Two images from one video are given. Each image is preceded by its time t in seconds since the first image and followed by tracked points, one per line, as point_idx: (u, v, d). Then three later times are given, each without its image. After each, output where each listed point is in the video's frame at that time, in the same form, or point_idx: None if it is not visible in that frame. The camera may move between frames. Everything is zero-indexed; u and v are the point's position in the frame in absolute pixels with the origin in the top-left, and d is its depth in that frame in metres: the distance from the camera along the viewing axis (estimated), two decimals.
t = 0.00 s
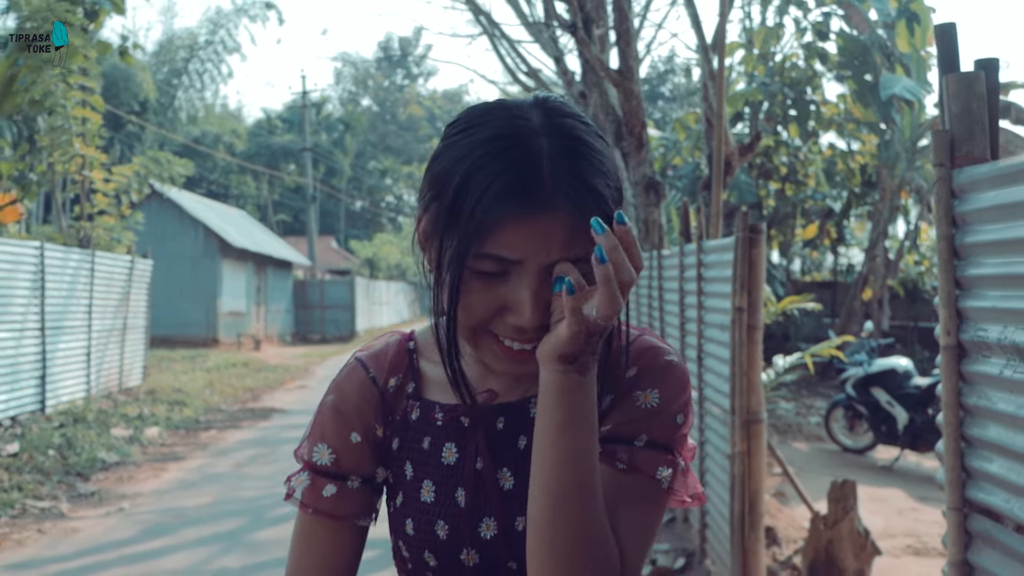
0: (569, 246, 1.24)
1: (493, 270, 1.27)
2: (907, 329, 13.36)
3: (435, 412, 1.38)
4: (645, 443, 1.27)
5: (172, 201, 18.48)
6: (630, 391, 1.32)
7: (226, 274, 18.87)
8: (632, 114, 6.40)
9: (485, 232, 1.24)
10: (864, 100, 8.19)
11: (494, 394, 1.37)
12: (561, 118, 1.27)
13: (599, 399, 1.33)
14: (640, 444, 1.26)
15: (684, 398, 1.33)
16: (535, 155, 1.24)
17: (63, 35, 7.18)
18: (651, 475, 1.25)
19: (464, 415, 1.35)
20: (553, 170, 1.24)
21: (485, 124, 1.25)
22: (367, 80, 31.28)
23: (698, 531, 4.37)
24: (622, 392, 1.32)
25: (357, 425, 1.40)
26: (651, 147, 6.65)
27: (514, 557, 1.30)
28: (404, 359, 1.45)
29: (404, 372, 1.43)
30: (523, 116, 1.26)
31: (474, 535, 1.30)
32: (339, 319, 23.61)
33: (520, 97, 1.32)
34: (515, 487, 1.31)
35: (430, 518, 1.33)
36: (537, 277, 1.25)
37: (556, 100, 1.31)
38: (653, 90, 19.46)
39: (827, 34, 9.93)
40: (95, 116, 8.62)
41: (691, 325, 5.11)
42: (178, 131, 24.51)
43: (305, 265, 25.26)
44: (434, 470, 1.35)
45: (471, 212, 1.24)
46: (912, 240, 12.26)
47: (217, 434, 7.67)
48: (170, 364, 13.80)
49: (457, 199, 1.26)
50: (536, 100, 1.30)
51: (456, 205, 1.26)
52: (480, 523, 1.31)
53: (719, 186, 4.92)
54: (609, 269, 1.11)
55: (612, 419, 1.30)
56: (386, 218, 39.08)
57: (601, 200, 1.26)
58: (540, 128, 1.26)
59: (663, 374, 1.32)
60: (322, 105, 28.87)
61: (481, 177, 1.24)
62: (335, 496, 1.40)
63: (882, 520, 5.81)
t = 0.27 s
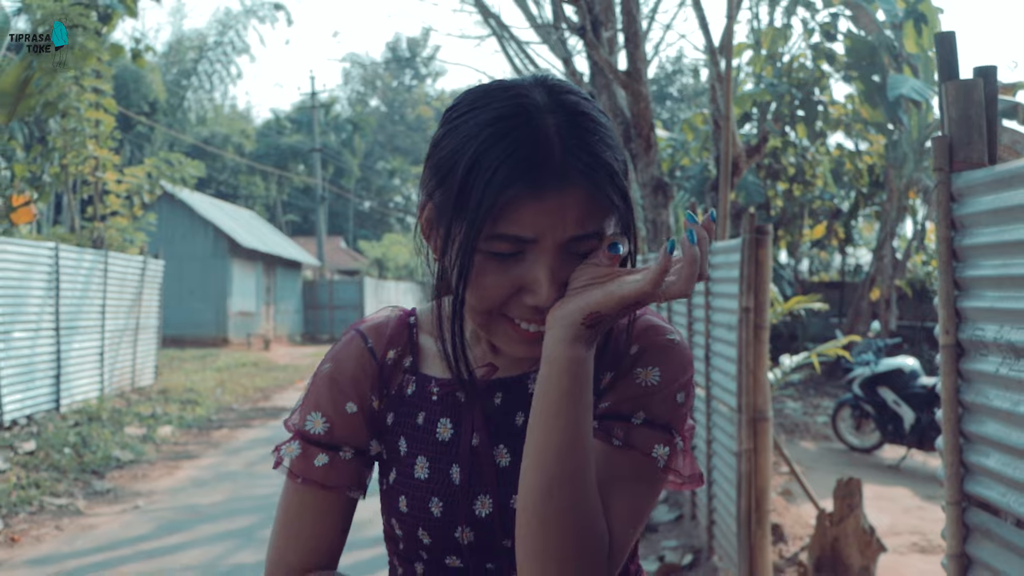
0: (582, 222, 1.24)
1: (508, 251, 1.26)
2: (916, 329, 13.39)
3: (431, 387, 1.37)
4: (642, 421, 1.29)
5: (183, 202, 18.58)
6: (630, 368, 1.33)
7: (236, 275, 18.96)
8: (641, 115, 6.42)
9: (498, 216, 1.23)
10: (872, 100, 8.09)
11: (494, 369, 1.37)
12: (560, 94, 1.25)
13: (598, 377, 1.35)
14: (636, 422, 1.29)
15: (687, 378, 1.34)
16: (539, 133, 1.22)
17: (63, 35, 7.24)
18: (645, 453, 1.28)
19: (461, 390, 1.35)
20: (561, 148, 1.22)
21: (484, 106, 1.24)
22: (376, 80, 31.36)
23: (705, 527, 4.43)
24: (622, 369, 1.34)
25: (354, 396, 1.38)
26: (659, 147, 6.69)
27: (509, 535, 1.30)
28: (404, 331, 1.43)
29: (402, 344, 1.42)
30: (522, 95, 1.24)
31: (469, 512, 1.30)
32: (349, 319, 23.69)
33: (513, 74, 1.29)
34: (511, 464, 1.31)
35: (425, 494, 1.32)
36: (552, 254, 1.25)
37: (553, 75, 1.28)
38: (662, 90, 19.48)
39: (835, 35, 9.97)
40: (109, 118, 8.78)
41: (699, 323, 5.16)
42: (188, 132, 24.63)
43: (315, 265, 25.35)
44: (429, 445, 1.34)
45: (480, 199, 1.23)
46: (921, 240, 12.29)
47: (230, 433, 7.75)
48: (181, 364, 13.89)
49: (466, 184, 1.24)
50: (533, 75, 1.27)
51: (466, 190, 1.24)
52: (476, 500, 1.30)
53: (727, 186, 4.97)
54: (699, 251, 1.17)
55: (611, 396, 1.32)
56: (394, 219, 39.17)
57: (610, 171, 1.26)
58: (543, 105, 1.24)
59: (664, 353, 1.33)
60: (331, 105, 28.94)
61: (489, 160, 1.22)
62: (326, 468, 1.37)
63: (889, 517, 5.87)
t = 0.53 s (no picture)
0: (608, 233, 1.30)
1: (537, 268, 1.31)
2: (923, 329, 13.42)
3: (440, 390, 1.39)
4: (652, 421, 1.40)
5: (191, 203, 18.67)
6: (641, 370, 1.42)
7: (244, 275, 19.05)
8: (648, 118, 6.45)
9: (529, 236, 1.28)
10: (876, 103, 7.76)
11: (511, 371, 1.40)
12: (576, 112, 1.31)
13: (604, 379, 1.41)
14: (646, 422, 1.40)
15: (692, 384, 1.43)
16: (565, 152, 1.27)
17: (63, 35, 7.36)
18: (650, 452, 1.39)
19: (472, 394, 1.37)
20: (587, 164, 1.28)
21: (507, 127, 1.28)
22: (383, 80, 31.41)
23: (711, 524, 4.50)
24: (633, 372, 1.42)
25: (366, 399, 1.39)
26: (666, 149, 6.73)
27: (521, 535, 1.35)
28: (412, 334, 1.44)
29: (412, 347, 1.43)
30: (542, 115, 1.29)
31: (481, 513, 1.33)
32: (356, 319, 23.78)
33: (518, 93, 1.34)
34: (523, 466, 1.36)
35: (436, 497, 1.35)
36: (581, 268, 1.31)
37: (563, 92, 1.34)
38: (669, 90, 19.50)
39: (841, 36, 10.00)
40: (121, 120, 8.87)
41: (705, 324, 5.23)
42: (196, 132, 24.72)
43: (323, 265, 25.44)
44: (440, 449, 1.37)
45: (511, 220, 1.27)
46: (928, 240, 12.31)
47: (241, 432, 7.84)
48: (190, 364, 13.97)
49: (495, 206, 1.28)
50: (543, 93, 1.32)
51: (494, 212, 1.28)
52: (488, 502, 1.34)
53: (733, 188, 5.05)
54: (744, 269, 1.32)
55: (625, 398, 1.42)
56: (401, 219, 39.25)
57: (629, 181, 1.32)
58: (561, 123, 1.29)
59: (674, 354, 1.43)
60: (339, 106, 29.00)
61: (515, 182, 1.27)
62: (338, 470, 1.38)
63: (893, 515, 5.93)
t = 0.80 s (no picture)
0: (639, 256, 1.31)
1: (569, 295, 1.30)
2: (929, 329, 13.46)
3: (458, 397, 1.41)
4: (666, 422, 1.48)
5: (199, 203, 18.77)
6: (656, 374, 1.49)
7: (252, 276, 19.14)
8: (653, 120, 6.24)
9: (565, 265, 1.27)
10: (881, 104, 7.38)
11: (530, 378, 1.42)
12: (599, 136, 1.31)
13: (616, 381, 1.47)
14: (661, 423, 1.47)
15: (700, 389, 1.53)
16: (594, 180, 1.27)
17: (64, 34, 7.43)
18: (664, 454, 1.47)
19: (490, 400, 1.40)
20: (613, 190, 1.28)
21: (531, 157, 1.28)
22: (389, 80, 31.48)
23: (716, 522, 4.57)
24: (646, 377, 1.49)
25: (387, 408, 1.39)
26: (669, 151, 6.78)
27: (538, 536, 1.39)
28: (429, 341, 1.45)
29: (429, 355, 1.44)
30: (567, 141, 1.29)
31: (500, 516, 1.37)
32: (364, 319, 23.87)
33: (538, 116, 1.34)
34: (538, 470, 1.40)
35: (455, 502, 1.38)
36: (612, 293, 1.31)
37: (581, 115, 1.34)
38: (675, 91, 19.51)
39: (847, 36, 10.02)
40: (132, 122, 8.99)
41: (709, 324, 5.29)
42: (203, 133, 24.82)
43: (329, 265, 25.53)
44: (459, 455, 1.39)
45: (546, 252, 1.27)
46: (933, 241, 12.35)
47: (250, 431, 7.91)
48: (198, 364, 14.05)
49: (526, 239, 1.28)
50: (564, 116, 1.32)
51: (527, 242, 1.28)
52: (506, 506, 1.37)
53: (738, 189, 5.11)
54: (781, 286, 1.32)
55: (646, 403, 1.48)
56: (408, 219, 39.35)
57: (655, 205, 1.32)
58: (587, 148, 1.29)
59: (682, 360, 1.51)
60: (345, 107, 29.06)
61: (548, 213, 1.26)
62: (358, 478, 1.38)
63: (896, 514, 5.98)
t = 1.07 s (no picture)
0: (661, 276, 1.41)
1: (594, 309, 1.39)
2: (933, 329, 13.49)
3: (478, 400, 1.47)
4: (686, 429, 1.59)
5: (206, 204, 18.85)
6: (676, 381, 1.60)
7: (258, 276, 19.22)
8: (657, 122, 6.01)
9: (595, 284, 1.36)
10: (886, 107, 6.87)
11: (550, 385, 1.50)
12: (630, 157, 1.38)
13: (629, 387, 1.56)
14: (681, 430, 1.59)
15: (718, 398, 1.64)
16: (627, 203, 1.35)
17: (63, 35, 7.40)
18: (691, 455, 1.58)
19: (511, 402, 1.46)
20: (644, 213, 1.36)
21: (568, 178, 1.34)
22: (394, 81, 31.53)
23: (719, 518, 4.64)
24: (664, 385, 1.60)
25: (406, 409, 1.44)
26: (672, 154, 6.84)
27: (557, 539, 1.46)
28: (446, 345, 1.51)
29: (446, 358, 1.50)
30: (601, 164, 1.36)
31: (519, 517, 1.42)
32: (370, 319, 23.94)
33: (572, 129, 1.39)
34: (558, 472, 1.47)
35: (475, 503, 1.43)
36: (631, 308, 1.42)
37: (613, 130, 1.41)
38: (681, 91, 19.53)
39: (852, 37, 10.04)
40: (140, 125, 9.05)
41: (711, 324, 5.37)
42: (209, 133, 24.88)
43: (336, 266, 25.61)
44: (479, 456, 1.44)
45: (579, 272, 1.34)
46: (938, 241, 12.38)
47: (258, 430, 7.99)
48: (205, 364, 14.11)
49: (560, 257, 1.35)
50: (599, 135, 1.39)
51: (560, 260, 1.35)
52: (525, 507, 1.43)
53: (741, 192, 5.18)
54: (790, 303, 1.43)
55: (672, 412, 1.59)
56: (413, 219, 39.40)
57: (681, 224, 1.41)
58: (619, 170, 1.36)
59: (698, 367, 1.62)
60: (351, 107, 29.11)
61: (582, 235, 1.34)
62: (373, 477, 1.42)
63: (898, 512, 6.04)
